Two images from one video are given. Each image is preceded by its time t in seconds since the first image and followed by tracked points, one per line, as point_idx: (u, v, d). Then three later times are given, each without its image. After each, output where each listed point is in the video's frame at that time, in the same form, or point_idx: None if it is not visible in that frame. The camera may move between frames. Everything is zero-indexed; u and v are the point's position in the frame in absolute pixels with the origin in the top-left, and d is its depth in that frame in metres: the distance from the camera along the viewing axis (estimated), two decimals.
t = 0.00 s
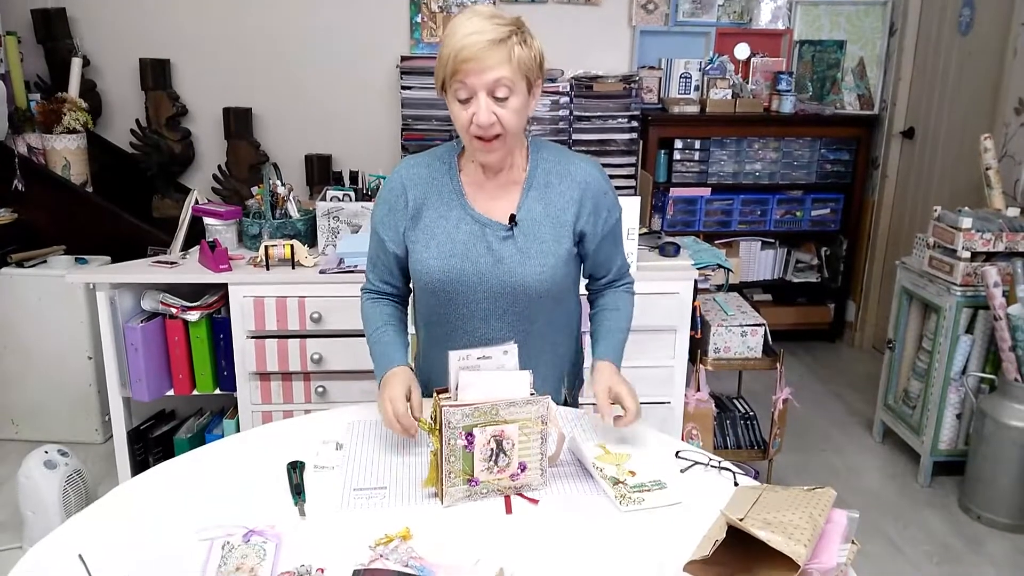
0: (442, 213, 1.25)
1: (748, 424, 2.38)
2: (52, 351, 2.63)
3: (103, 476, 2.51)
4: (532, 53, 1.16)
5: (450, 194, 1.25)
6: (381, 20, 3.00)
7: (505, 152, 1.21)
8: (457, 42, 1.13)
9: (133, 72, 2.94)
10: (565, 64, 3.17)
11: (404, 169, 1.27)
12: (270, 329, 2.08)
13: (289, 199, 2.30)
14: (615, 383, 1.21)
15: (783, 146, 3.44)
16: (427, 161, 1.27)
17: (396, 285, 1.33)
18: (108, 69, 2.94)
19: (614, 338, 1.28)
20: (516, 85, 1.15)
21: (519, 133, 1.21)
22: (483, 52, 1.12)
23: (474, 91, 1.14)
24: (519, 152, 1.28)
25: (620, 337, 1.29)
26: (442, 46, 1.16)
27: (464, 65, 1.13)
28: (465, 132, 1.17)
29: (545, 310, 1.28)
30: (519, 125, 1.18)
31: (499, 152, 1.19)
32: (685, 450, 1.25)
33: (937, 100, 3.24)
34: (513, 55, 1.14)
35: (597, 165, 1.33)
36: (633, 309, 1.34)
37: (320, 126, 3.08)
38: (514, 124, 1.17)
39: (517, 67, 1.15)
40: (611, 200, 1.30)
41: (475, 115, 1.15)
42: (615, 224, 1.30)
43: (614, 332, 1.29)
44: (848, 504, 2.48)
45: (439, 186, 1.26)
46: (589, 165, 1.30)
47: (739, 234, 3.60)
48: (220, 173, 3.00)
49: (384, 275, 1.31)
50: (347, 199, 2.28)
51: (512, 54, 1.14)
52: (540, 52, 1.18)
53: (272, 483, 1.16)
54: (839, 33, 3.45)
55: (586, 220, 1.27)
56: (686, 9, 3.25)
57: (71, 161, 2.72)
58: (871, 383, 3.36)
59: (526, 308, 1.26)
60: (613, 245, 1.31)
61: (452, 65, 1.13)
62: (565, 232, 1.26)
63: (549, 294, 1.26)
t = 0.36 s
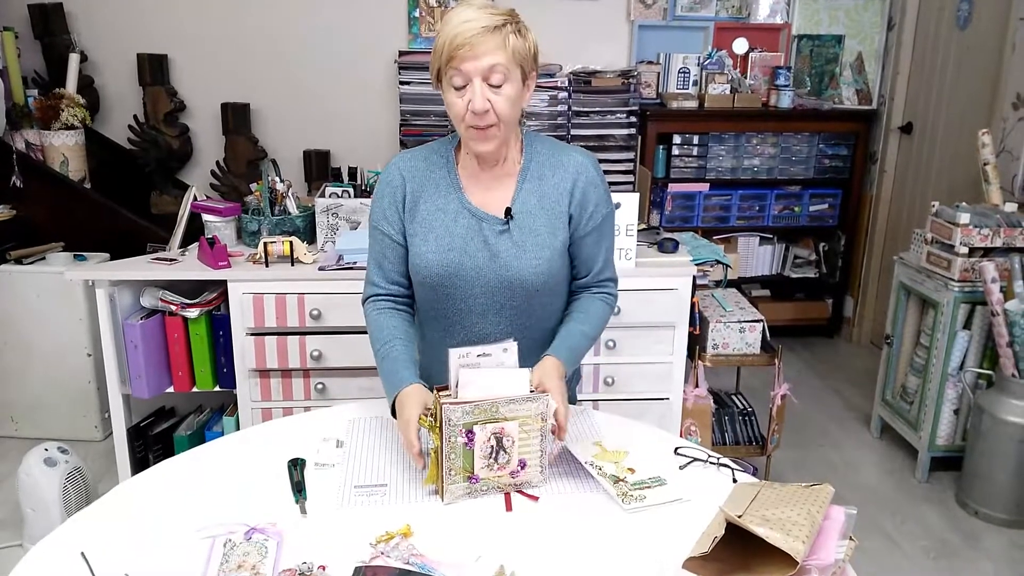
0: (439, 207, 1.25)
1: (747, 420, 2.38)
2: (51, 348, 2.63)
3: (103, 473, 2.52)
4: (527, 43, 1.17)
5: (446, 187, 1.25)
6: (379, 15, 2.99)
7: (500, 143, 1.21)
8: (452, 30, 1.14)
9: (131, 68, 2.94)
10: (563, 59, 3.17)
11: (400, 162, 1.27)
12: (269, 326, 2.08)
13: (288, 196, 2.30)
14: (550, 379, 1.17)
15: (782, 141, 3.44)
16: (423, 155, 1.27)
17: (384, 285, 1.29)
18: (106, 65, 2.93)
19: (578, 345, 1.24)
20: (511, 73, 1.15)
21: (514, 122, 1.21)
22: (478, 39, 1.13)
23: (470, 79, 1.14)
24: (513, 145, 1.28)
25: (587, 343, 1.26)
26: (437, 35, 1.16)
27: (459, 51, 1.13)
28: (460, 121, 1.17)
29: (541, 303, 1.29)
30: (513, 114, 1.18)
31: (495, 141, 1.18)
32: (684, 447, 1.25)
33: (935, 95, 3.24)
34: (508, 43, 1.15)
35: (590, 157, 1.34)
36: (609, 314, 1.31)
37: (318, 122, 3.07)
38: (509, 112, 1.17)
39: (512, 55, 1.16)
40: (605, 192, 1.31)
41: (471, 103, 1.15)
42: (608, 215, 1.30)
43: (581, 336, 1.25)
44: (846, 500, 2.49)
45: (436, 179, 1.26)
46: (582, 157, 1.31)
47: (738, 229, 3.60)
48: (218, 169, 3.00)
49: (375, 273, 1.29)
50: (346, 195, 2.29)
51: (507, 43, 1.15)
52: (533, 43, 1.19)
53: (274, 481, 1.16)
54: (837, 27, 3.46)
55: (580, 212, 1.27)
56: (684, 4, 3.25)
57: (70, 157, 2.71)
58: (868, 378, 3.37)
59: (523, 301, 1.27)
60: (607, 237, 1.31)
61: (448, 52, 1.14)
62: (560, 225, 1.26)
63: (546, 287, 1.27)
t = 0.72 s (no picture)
0: (437, 210, 1.27)
1: (744, 419, 2.41)
2: (53, 347, 2.65)
3: (105, 471, 2.53)
4: (529, 44, 1.20)
5: (443, 191, 1.27)
6: (379, 17, 3.01)
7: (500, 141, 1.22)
8: (457, 26, 1.16)
9: (133, 69, 2.96)
10: (562, 61, 3.19)
11: (398, 167, 1.29)
12: (271, 326, 2.10)
13: (289, 197, 2.31)
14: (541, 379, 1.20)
15: (780, 143, 3.46)
16: (421, 159, 1.30)
17: (383, 289, 1.31)
18: (108, 66, 2.95)
19: (571, 349, 1.26)
20: (513, 71, 1.18)
21: (514, 122, 1.23)
22: (483, 35, 1.15)
23: (473, 75, 1.17)
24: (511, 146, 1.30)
25: (579, 347, 1.28)
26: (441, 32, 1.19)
27: (464, 47, 1.15)
28: (462, 116, 1.19)
29: (537, 304, 1.31)
30: (514, 112, 1.20)
31: (495, 136, 1.20)
32: (680, 446, 1.27)
33: (932, 98, 3.26)
34: (511, 42, 1.18)
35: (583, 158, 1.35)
36: (600, 317, 1.32)
37: (318, 123, 3.09)
38: (511, 109, 1.19)
39: (515, 54, 1.18)
40: (599, 193, 1.32)
41: (474, 97, 1.16)
42: (602, 215, 1.32)
43: (571, 339, 1.27)
44: (843, 499, 2.50)
45: (433, 183, 1.28)
46: (576, 158, 1.32)
47: (736, 230, 3.62)
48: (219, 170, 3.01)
49: (374, 277, 1.31)
50: (347, 196, 2.30)
51: (510, 42, 1.18)
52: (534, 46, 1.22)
53: (277, 479, 1.18)
54: (835, 29, 3.48)
55: (574, 213, 1.29)
56: (682, 6, 3.27)
57: (72, 158, 2.73)
58: (865, 378, 3.39)
59: (519, 302, 1.29)
60: (602, 237, 1.33)
61: (452, 47, 1.16)
62: (554, 226, 1.28)
63: (541, 288, 1.29)
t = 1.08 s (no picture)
0: (429, 217, 1.29)
1: (738, 418, 2.43)
2: (54, 347, 2.67)
3: (106, 470, 2.55)
4: (526, 61, 1.21)
5: (436, 198, 1.30)
6: (376, 20, 3.03)
7: (491, 151, 1.25)
8: (455, 43, 1.16)
9: (132, 71, 2.98)
10: (558, 63, 3.22)
11: (391, 175, 1.31)
12: (269, 326, 2.12)
13: (287, 198, 2.33)
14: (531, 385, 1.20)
15: (775, 143, 3.49)
16: (414, 167, 1.32)
17: (378, 294, 1.34)
18: (107, 69, 2.98)
19: (561, 350, 1.27)
20: (508, 89, 1.20)
21: (507, 133, 1.26)
22: (481, 56, 1.16)
23: (468, 92, 1.18)
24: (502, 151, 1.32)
25: (570, 349, 1.29)
26: (437, 44, 1.18)
27: (461, 66, 1.16)
28: (456, 129, 1.21)
29: (529, 308, 1.33)
30: (506, 126, 1.23)
31: (487, 150, 1.23)
32: (671, 441, 1.29)
33: (926, 100, 3.28)
34: (508, 61, 1.18)
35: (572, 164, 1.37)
36: (592, 319, 1.33)
37: (316, 125, 3.11)
38: (503, 124, 1.22)
39: (511, 72, 1.19)
40: (588, 198, 1.34)
41: (469, 115, 1.19)
42: (591, 220, 1.34)
43: (562, 343, 1.28)
44: (837, 496, 2.53)
45: (426, 191, 1.30)
46: (565, 165, 1.35)
47: (732, 230, 3.64)
48: (218, 172, 3.02)
49: (370, 282, 1.34)
50: (344, 197, 2.32)
51: (507, 60, 1.18)
52: (529, 58, 1.23)
53: (275, 475, 1.20)
54: (830, 31, 3.50)
55: (564, 219, 1.31)
56: (678, 8, 3.30)
57: (72, 160, 2.75)
58: (860, 377, 3.41)
59: (512, 306, 1.31)
60: (592, 242, 1.35)
61: (449, 65, 1.16)
62: (544, 232, 1.30)
63: (533, 293, 1.31)
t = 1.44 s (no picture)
0: (425, 215, 1.31)
1: (732, 416, 2.46)
2: (54, 346, 2.69)
3: (106, 468, 2.58)
4: (530, 77, 1.21)
5: (432, 196, 1.31)
6: (375, 21, 3.05)
7: (488, 159, 1.27)
8: (462, 61, 1.15)
9: (132, 72, 3.00)
10: (556, 64, 3.23)
11: (389, 172, 1.33)
12: (267, 324, 2.14)
13: (285, 198, 2.35)
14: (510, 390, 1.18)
15: (771, 144, 3.50)
16: (412, 166, 1.34)
17: (371, 288, 1.36)
18: (108, 70, 3.00)
19: (544, 350, 1.28)
20: (510, 106, 1.21)
21: (506, 141, 1.28)
22: (487, 76, 1.15)
23: (472, 107, 1.19)
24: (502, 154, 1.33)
25: (552, 350, 1.29)
26: (445, 55, 1.17)
27: (466, 84, 1.16)
28: (457, 139, 1.23)
29: (520, 307, 1.35)
30: (505, 137, 1.25)
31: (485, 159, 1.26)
32: (660, 439, 1.31)
33: (922, 101, 3.29)
34: (513, 80, 1.18)
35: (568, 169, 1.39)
36: (577, 318, 1.34)
37: (315, 126, 3.13)
38: (503, 136, 1.24)
39: (514, 90, 1.20)
40: (582, 202, 1.36)
41: (471, 130, 1.20)
42: (584, 223, 1.36)
43: (550, 345, 1.29)
44: (831, 495, 2.55)
45: (422, 189, 1.32)
46: (561, 169, 1.36)
47: (728, 231, 3.66)
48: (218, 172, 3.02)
49: (363, 276, 1.36)
50: (342, 198, 2.34)
51: (512, 79, 1.18)
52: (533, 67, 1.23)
53: (270, 471, 1.22)
54: (826, 32, 3.52)
55: (558, 221, 1.33)
56: (675, 9, 3.31)
57: (72, 160, 2.77)
58: (856, 377, 3.43)
59: (504, 303, 1.33)
60: (584, 245, 1.37)
61: (455, 81, 1.16)
62: (538, 233, 1.32)
63: (524, 292, 1.33)
